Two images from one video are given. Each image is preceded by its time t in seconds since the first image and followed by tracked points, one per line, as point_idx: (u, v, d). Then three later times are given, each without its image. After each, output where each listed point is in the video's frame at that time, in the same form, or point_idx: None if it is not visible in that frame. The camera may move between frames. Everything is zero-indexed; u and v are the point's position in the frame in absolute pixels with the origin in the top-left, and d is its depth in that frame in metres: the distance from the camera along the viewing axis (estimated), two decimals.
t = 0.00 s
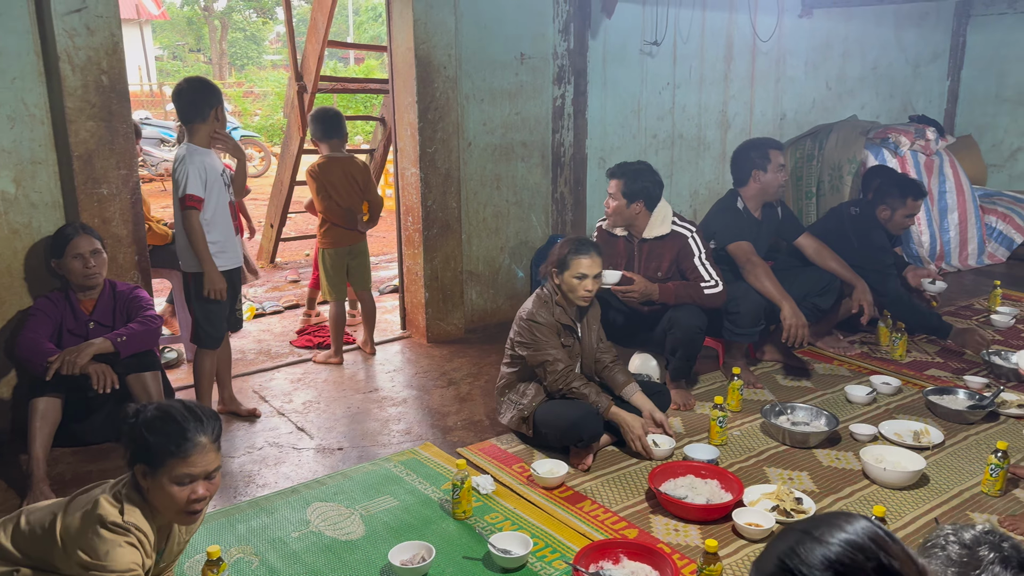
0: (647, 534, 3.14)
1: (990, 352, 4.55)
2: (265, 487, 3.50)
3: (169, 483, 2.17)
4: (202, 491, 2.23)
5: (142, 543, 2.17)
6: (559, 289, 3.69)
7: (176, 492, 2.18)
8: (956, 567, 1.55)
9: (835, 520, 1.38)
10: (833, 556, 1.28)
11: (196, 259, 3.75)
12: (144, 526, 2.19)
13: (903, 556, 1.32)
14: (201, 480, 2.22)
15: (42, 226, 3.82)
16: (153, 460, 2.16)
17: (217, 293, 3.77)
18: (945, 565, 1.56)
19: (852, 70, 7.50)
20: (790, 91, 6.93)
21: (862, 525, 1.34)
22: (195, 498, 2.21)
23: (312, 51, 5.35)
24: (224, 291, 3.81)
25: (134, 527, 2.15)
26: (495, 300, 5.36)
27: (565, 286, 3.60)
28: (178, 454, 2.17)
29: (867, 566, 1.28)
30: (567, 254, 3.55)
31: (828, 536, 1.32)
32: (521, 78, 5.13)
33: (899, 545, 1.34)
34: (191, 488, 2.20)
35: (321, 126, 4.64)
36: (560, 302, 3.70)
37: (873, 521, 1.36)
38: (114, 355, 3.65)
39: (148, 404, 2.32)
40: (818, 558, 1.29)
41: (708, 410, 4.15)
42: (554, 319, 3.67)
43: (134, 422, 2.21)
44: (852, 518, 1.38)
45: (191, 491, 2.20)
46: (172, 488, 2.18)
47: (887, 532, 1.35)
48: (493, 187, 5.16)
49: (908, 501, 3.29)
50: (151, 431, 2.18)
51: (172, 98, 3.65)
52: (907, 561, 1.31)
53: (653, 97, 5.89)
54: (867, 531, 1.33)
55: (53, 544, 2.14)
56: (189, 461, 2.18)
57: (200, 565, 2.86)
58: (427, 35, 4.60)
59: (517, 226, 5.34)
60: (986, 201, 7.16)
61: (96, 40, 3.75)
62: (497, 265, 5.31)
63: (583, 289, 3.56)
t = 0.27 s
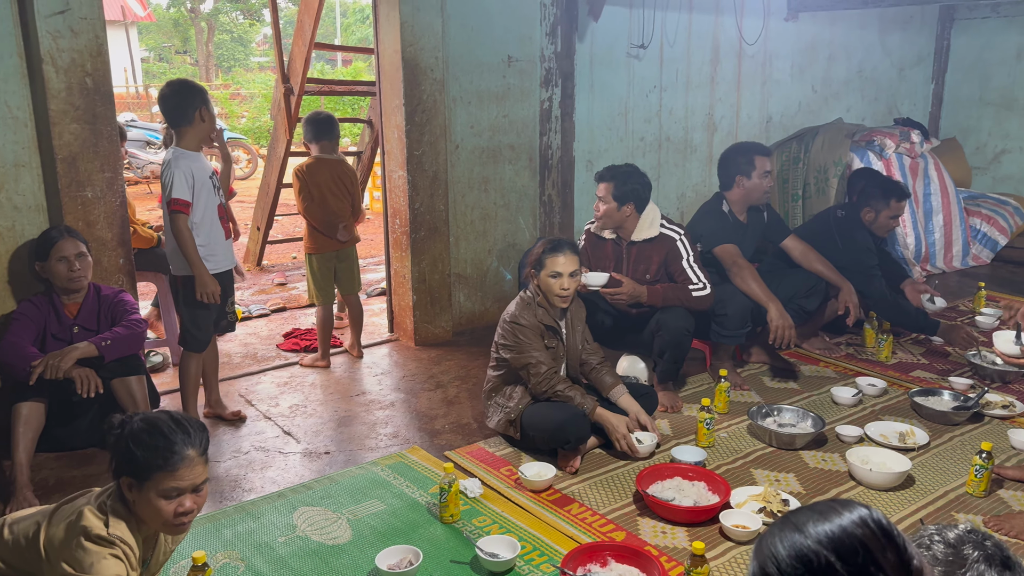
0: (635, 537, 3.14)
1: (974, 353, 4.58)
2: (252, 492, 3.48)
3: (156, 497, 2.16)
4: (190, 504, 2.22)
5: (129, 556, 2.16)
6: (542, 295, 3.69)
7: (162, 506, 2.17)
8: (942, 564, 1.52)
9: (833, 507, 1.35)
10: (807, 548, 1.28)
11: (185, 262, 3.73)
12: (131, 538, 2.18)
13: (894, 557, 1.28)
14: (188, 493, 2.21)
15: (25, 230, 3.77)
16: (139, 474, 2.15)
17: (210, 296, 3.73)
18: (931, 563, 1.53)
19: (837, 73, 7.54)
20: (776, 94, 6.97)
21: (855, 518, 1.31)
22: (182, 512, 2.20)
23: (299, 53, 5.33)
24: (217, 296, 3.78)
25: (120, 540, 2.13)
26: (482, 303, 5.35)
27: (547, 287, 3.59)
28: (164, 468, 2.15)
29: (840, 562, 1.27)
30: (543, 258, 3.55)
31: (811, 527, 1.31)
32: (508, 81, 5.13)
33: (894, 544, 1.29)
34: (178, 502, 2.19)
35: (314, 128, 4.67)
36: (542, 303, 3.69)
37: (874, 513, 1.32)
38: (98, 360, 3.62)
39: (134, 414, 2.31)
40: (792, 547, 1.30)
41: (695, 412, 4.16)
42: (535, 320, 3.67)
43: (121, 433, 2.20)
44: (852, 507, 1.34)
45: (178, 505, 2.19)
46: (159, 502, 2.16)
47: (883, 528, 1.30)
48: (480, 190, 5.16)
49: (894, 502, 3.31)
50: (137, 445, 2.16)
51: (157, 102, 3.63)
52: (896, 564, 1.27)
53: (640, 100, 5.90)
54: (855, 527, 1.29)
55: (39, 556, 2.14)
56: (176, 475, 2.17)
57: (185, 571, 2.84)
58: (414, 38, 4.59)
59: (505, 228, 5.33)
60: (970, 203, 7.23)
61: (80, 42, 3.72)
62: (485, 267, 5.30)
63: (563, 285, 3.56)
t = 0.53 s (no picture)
0: (623, 539, 3.15)
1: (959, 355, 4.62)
2: (238, 496, 3.46)
3: (144, 505, 2.15)
4: (177, 511, 2.21)
5: (116, 564, 2.15)
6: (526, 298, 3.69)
7: (150, 513, 2.16)
8: (926, 560, 1.53)
9: (813, 511, 1.35)
10: (787, 552, 1.29)
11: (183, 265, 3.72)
12: (118, 546, 2.17)
13: (873, 560, 1.28)
14: (176, 500, 2.20)
15: (9, 233, 3.74)
16: (127, 482, 2.13)
17: (211, 298, 3.74)
18: (915, 558, 1.54)
19: (824, 76, 7.59)
20: (763, 97, 7.00)
21: (836, 522, 1.31)
22: (170, 519, 2.20)
23: (286, 55, 5.32)
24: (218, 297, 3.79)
25: (108, 549, 2.12)
26: (471, 306, 5.34)
27: (531, 287, 3.61)
28: (151, 475, 2.14)
29: (820, 567, 1.27)
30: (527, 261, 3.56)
31: (791, 531, 1.31)
32: (496, 83, 5.13)
33: (873, 548, 1.29)
34: (165, 509, 2.18)
35: (309, 129, 4.61)
36: (526, 306, 3.69)
37: (854, 517, 1.32)
38: (83, 363, 3.59)
39: (120, 420, 2.29)
40: (772, 551, 1.31)
41: (683, 414, 4.17)
42: (518, 323, 3.67)
43: (106, 440, 2.19)
44: (833, 510, 1.34)
45: (166, 512, 2.19)
46: (146, 510, 2.16)
47: (862, 532, 1.31)
48: (468, 192, 5.15)
49: (880, 503, 3.32)
50: (124, 452, 2.14)
51: (143, 106, 3.59)
52: (874, 568, 1.28)
53: (628, 103, 5.92)
54: (836, 532, 1.29)
55: (23, 565, 2.12)
56: (163, 482, 2.16)
57: None
58: (401, 40, 4.59)
59: (493, 231, 5.33)
60: (956, 205, 7.28)
61: (64, 43, 3.69)
62: (473, 270, 5.30)
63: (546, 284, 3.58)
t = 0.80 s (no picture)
0: (611, 541, 3.15)
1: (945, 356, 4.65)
2: (225, 499, 3.44)
3: (131, 511, 2.13)
4: (165, 517, 2.20)
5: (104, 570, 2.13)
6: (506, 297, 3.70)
7: (137, 520, 2.14)
8: (902, 561, 1.53)
9: (786, 517, 1.35)
10: (764, 560, 1.28)
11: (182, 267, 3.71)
12: (105, 553, 2.15)
13: (847, 564, 1.29)
14: (164, 507, 2.19)
15: None
16: (114, 489, 2.12)
17: (211, 298, 3.75)
18: (892, 560, 1.55)
19: (811, 79, 7.63)
20: (751, 99, 7.02)
21: (809, 529, 1.32)
22: (158, 525, 2.18)
23: (274, 57, 5.30)
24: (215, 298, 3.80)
25: (95, 556, 2.10)
26: (460, 308, 5.34)
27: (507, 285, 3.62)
28: (139, 481, 2.12)
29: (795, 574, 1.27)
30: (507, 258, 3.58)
31: (767, 539, 1.31)
32: (484, 85, 5.12)
33: (845, 553, 1.30)
34: (153, 516, 2.17)
35: (303, 129, 4.59)
36: (505, 304, 3.69)
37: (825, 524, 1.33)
38: (68, 366, 3.56)
39: (105, 426, 2.27)
40: (749, 559, 1.30)
41: (671, 416, 4.18)
42: (496, 320, 3.68)
43: (93, 447, 2.17)
44: (805, 517, 1.35)
45: (154, 518, 2.17)
46: (134, 517, 2.14)
47: (834, 537, 1.31)
48: (457, 194, 5.15)
49: (867, 504, 3.34)
50: (110, 459, 2.13)
51: (130, 109, 3.57)
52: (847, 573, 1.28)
53: (616, 105, 5.93)
54: (810, 538, 1.30)
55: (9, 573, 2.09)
56: (151, 489, 2.14)
57: None
58: (389, 41, 4.59)
59: (482, 233, 5.33)
60: (942, 207, 7.34)
61: (49, 44, 3.67)
62: (462, 272, 5.29)
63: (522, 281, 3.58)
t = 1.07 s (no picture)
0: (599, 542, 3.15)
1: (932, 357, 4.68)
2: (211, 502, 3.42)
3: (118, 516, 2.12)
4: (152, 522, 2.19)
5: None
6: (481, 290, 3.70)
7: (124, 525, 2.13)
8: (888, 560, 1.53)
9: (757, 523, 1.37)
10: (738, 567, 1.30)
11: (168, 268, 3.70)
12: (91, 559, 2.13)
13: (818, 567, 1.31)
14: (151, 512, 2.17)
15: None
16: (101, 494, 2.10)
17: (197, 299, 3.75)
18: (878, 559, 1.54)
19: (798, 81, 7.66)
20: (738, 101, 7.05)
21: (780, 535, 1.33)
22: (145, 530, 2.17)
23: (261, 57, 5.28)
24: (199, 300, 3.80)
25: (82, 561, 2.08)
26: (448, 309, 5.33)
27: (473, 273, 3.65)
28: (126, 486, 2.11)
29: None
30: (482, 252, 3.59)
31: (740, 545, 1.32)
32: (473, 87, 5.12)
33: (815, 556, 1.31)
34: (140, 521, 2.16)
35: (292, 128, 4.56)
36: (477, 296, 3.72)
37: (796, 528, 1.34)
38: (53, 368, 3.54)
39: (92, 431, 2.26)
40: (722, 566, 1.32)
41: (659, 417, 4.19)
42: (466, 312, 3.68)
43: (79, 451, 2.15)
44: (775, 523, 1.36)
45: (141, 523, 2.16)
46: (121, 522, 2.13)
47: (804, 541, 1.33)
48: (446, 196, 5.14)
49: (853, 504, 3.35)
50: (97, 464, 2.11)
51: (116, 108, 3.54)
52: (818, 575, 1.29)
53: (605, 107, 5.94)
54: (779, 543, 1.31)
55: None
56: (139, 494, 2.13)
57: None
58: (377, 42, 4.58)
59: (470, 234, 5.32)
60: (928, 209, 7.39)
61: (34, 44, 3.64)
62: (451, 273, 5.29)
63: (487, 274, 3.57)
